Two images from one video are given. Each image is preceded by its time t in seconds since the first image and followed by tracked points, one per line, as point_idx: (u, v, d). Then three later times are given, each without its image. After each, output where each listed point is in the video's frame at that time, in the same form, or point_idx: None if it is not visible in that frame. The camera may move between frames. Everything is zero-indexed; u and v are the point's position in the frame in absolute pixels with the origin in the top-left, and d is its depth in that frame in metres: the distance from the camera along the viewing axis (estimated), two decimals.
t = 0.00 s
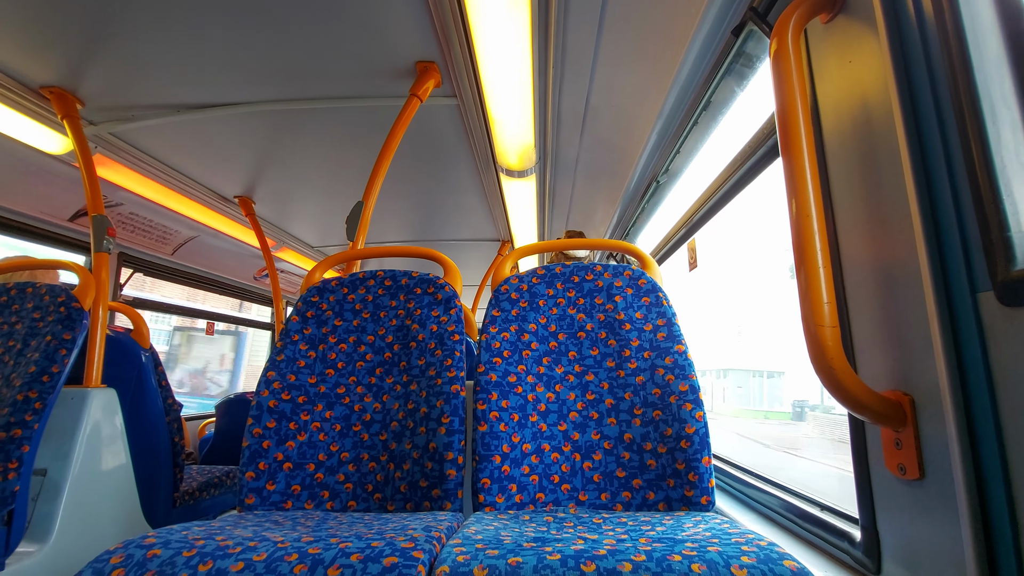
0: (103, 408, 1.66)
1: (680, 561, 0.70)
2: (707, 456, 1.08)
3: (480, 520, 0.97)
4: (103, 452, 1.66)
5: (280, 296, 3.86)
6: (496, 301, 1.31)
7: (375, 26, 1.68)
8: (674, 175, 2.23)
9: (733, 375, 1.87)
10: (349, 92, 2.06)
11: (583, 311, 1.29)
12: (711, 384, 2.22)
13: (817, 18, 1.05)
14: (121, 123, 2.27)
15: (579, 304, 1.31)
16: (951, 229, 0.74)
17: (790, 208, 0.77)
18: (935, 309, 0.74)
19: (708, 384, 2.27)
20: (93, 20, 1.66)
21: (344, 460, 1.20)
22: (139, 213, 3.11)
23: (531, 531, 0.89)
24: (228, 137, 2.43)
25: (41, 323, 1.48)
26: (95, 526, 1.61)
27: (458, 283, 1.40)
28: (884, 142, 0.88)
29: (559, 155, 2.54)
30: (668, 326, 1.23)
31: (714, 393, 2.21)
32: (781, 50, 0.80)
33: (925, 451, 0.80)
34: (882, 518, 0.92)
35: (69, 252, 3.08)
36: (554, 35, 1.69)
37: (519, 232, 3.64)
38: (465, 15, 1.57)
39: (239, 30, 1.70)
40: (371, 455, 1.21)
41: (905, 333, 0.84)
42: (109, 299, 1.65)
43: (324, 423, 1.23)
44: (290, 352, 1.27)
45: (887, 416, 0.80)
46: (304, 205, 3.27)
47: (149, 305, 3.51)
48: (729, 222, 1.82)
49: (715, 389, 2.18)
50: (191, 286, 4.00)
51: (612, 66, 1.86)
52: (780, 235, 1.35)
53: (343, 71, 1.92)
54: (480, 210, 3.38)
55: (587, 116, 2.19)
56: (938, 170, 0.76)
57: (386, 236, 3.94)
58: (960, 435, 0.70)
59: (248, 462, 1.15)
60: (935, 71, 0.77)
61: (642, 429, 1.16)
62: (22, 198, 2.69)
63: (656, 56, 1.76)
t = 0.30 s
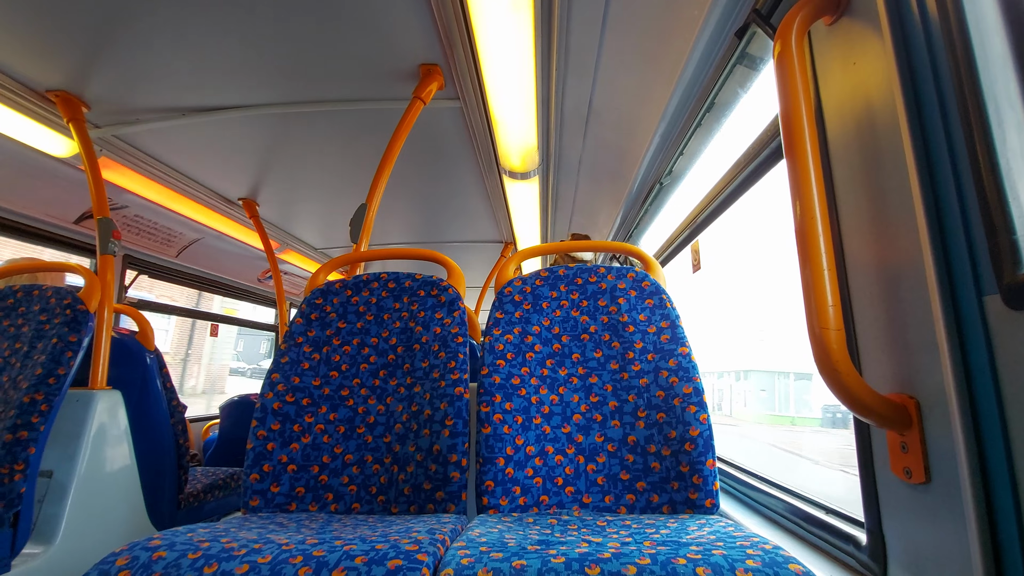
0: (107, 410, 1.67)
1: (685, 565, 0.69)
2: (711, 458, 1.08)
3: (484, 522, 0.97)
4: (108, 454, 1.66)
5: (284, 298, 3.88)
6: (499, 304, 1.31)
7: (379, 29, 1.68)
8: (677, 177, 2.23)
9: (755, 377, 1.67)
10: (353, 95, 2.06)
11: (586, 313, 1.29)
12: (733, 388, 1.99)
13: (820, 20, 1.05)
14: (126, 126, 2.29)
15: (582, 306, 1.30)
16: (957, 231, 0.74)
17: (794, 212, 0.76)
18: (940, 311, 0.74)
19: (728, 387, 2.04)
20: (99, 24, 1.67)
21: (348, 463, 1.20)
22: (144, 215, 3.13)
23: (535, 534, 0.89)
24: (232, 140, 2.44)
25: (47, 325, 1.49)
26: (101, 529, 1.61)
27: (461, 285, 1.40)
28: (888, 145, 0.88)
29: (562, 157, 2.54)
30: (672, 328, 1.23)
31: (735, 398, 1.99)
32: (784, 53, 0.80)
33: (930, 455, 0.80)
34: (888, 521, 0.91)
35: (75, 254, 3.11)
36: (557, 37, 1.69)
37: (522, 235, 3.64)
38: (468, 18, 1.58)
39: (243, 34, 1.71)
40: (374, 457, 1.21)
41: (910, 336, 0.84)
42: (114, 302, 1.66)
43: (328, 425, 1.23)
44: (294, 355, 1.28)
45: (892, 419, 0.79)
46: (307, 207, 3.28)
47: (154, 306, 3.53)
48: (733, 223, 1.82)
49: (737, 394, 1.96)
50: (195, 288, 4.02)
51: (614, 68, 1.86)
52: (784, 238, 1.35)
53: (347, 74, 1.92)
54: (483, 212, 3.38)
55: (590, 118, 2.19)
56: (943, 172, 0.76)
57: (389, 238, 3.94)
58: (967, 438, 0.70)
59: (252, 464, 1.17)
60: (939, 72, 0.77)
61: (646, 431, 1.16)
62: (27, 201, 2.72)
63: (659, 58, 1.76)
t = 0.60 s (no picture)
0: (112, 407, 1.68)
1: (686, 562, 0.70)
2: (713, 456, 1.08)
3: (486, 519, 0.97)
4: (113, 450, 1.68)
5: (287, 296, 3.89)
6: (501, 302, 1.32)
7: (381, 26, 1.68)
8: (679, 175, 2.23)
9: (780, 376, 1.47)
10: (355, 93, 2.07)
11: (589, 311, 1.30)
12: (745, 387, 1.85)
13: (823, 17, 1.04)
14: (129, 124, 2.29)
15: (584, 304, 1.31)
16: (961, 229, 0.74)
17: (797, 209, 0.76)
18: (943, 310, 0.74)
19: (748, 388, 1.80)
20: (102, 22, 1.68)
21: (351, 460, 1.21)
22: (147, 213, 3.14)
23: (537, 531, 0.90)
24: (234, 138, 2.44)
25: (51, 322, 1.49)
26: (104, 525, 1.62)
27: (464, 283, 1.40)
28: (892, 141, 0.88)
29: (564, 155, 2.54)
30: (674, 326, 1.23)
31: (749, 399, 1.80)
32: (788, 50, 0.80)
33: (932, 453, 0.80)
34: (889, 519, 0.91)
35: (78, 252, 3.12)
36: (559, 35, 1.69)
37: (524, 233, 3.65)
38: (470, 16, 1.57)
39: (246, 32, 1.71)
40: (377, 454, 1.21)
41: (913, 334, 0.83)
42: (117, 299, 1.67)
43: (331, 422, 1.23)
44: (297, 352, 1.28)
45: (895, 417, 0.79)
46: (310, 205, 3.29)
47: (157, 304, 3.55)
48: (736, 221, 1.81)
49: (757, 396, 1.73)
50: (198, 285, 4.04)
51: (617, 66, 1.86)
52: (786, 235, 1.35)
53: (349, 72, 1.93)
54: (485, 211, 3.39)
55: (592, 116, 2.19)
56: (947, 170, 0.76)
57: (391, 236, 3.95)
58: (969, 438, 0.70)
59: (256, 461, 1.17)
60: (944, 69, 0.76)
61: (648, 429, 1.16)
62: (31, 199, 2.73)
63: (662, 56, 1.75)
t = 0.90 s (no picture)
0: (115, 417, 1.69)
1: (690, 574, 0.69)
2: (717, 467, 1.08)
3: (488, 531, 0.97)
4: (116, 460, 1.68)
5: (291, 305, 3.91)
6: (504, 311, 1.32)
7: (385, 39, 1.71)
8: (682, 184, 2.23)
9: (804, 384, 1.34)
10: (359, 104, 2.09)
11: (591, 320, 1.29)
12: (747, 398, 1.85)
13: (823, 28, 1.05)
14: (136, 135, 2.32)
15: (587, 313, 1.31)
16: (963, 239, 0.74)
17: (798, 219, 0.77)
18: (947, 320, 0.73)
19: (766, 398, 1.64)
20: (111, 36, 1.71)
21: (353, 470, 1.20)
22: (153, 223, 3.17)
23: (540, 542, 0.89)
24: (239, 148, 2.47)
25: (56, 332, 1.50)
26: (105, 535, 1.62)
27: (467, 292, 1.41)
28: (893, 151, 0.88)
29: (567, 165, 2.55)
30: (677, 335, 1.22)
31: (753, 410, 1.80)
32: (788, 60, 0.80)
33: (938, 464, 0.79)
34: (896, 532, 0.90)
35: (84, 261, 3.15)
36: (561, 46, 1.71)
37: (526, 242, 3.66)
38: (473, 28, 1.60)
39: (252, 44, 1.74)
40: (379, 464, 1.20)
41: (918, 344, 0.83)
42: (123, 309, 1.68)
43: (333, 432, 1.23)
44: (300, 361, 1.29)
45: (900, 427, 0.78)
46: (314, 215, 3.31)
47: (161, 313, 3.57)
48: (740, 229, 1.81)
49: (766, 406, 1.66)
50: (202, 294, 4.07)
51: (618, 77, 1.87)
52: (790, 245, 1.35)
53: (353, 84, 1.95)
54: (488, 220, 3.40)
55: (594, 126, 2.21)
56: (948, 180, 0.76)
57: (395, 245, 3.97)
58: (975, 448, 0.69)
59: (258, 471, 1.17)
60: (944, 80, 0.77)
61: (651, 439, 1.15)
62: (39, 209, 2.76)
63: (664, 66, 1.76)
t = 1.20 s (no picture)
0: (109, 423, 1.67)
1: None
2: (714, 473, 1.08)
3: (484, 538, 0.96)
4: (109, 467, 1.66)
5: (287, 310, 3.89)
6: (500, 316, 1.31)
7: (382, 44, 1.71)
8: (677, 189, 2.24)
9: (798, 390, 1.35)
10: (356, 109, 2.09)
11: (588, 326, 1.29)
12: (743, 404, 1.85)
13: (817, 36, 1.06)
14: (131, 140, 2.32)
15: (584, 318, 1.31)
16: (956, 245, 0.74)
17: (792, 225, 0.77)
18: (941, 326, 0.74)
19: (762, 403, 1.64)
20: (107, 40, 1.71)
21: (348, 476, 1.19)
22: (149, 227, 3.16)
23: (536, 549, 0.89)
24: (236, 153, 2.47)
25: (50, 337, 1.48)
26: (98, 542, 1.61)
27: (463, 298, 1.41)
28: (886, 158, 0.88)
29: (563, 170, 2.56)
30: (674, 341, 1.23)
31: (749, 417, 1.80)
32: (782, 67, 0.80)
33: (933, 469, 0.79)
34: (893, 538, 0.90)
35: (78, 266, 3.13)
36: (557, 51, 1.72)
37: (523, 248, 3.66)
38: (470, 33, 1.60)
39: (248, 49, 1.74)
40: (374, 470, 1.20)
41: (912, 349, 0.83)
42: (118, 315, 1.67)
43: (328, 438, 1.23)
44: (295, 367, 1.28)
45: (895, 432, 0.78)
46: (310, 220, 3.31)
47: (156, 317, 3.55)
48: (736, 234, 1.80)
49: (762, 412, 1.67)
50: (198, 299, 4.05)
51: (615, 82, 1.88)
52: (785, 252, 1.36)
53: (350, 89, 1.95)
54: (485, 225, 3.40)
55: (591, 132, 2.21)
56: (941, 187, 0.76)
57: (391, 251, 3.96)
58: (970, 453, 0.69)
59: (252, 478, 1.16)
60: (936, 88, 0.77)
61: (647, 445, 1.15)
62: (33, 213, 2.75)
63: (660, 72, 1.77)
